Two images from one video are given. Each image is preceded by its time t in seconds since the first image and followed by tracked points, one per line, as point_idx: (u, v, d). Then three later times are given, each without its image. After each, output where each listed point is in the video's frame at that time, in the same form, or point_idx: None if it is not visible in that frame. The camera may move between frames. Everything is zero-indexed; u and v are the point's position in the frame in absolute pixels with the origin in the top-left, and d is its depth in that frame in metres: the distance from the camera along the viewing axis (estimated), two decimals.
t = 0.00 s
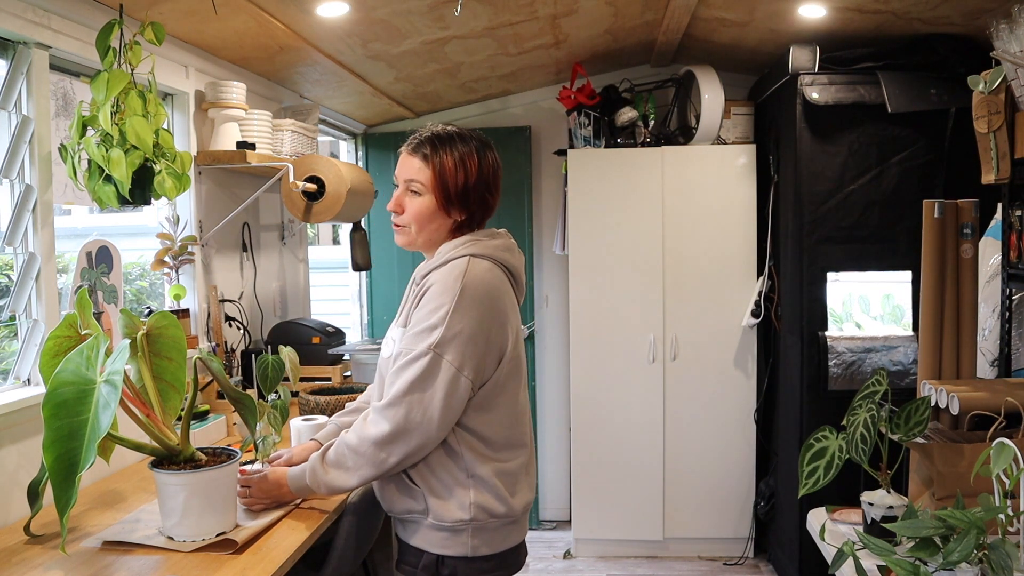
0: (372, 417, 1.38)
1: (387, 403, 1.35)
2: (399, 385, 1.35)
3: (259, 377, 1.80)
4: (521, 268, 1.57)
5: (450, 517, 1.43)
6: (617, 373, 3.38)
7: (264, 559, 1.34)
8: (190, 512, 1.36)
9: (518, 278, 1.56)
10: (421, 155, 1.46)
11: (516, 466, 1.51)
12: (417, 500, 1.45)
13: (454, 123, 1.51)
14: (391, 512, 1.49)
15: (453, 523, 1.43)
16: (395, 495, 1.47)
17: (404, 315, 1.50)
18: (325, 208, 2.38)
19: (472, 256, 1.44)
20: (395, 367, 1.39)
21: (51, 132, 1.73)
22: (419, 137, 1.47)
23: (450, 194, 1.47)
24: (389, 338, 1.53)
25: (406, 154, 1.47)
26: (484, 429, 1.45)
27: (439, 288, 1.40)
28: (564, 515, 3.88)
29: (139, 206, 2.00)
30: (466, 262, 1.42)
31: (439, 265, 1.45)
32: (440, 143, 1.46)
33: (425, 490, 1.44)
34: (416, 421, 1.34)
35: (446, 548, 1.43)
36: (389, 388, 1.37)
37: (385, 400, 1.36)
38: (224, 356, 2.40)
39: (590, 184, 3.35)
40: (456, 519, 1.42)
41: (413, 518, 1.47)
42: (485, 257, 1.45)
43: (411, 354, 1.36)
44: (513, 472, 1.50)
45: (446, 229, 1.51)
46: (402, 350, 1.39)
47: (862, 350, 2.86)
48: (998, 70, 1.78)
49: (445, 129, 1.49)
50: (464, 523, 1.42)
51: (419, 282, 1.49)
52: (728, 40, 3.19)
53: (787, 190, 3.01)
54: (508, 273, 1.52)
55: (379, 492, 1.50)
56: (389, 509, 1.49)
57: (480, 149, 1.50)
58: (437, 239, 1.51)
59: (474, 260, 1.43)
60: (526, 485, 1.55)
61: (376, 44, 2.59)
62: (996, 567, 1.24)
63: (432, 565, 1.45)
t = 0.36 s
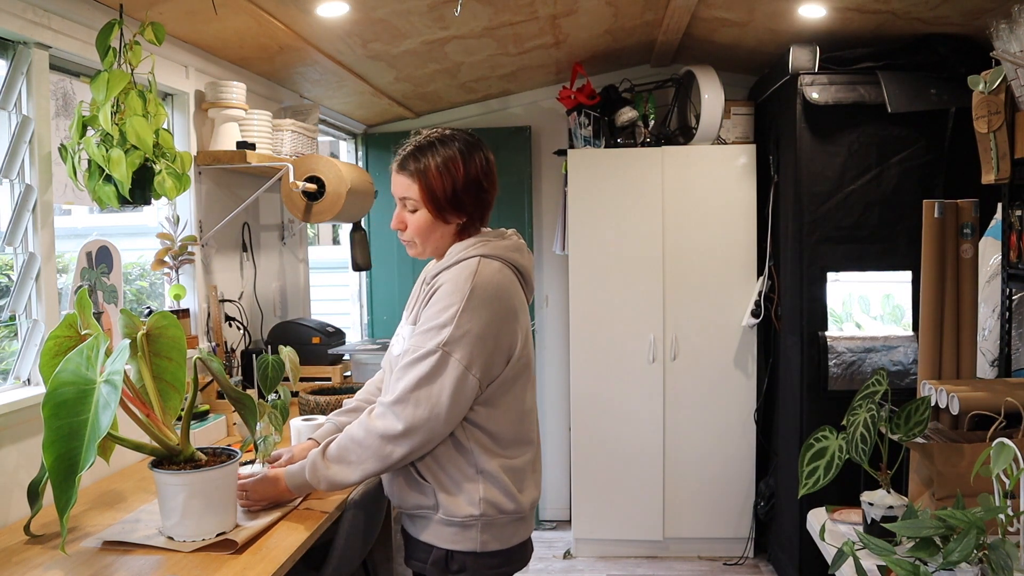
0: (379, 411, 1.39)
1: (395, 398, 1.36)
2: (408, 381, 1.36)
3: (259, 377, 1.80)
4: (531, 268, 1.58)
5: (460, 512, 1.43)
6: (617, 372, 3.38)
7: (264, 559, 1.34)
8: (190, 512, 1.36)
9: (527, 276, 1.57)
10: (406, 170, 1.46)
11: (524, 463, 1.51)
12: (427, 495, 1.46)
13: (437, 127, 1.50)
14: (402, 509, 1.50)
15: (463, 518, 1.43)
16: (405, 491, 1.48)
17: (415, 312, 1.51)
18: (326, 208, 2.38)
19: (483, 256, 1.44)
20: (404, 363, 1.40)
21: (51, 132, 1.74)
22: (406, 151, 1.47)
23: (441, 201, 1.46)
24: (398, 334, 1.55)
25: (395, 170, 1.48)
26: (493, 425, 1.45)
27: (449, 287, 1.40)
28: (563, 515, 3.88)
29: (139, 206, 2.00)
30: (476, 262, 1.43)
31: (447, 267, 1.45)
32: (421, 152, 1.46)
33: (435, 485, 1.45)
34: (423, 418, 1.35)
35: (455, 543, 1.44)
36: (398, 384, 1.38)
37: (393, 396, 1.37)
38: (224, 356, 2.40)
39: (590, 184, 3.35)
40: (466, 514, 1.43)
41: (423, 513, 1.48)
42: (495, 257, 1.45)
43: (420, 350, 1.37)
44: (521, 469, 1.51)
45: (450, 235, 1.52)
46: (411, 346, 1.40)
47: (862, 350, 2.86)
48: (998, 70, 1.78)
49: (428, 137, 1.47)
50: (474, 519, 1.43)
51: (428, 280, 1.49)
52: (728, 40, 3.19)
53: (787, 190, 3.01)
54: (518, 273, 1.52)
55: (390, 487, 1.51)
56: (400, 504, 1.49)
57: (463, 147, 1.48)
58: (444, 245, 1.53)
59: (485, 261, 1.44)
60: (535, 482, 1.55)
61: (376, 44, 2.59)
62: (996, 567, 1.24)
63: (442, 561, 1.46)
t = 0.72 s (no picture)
0: (389, 409, 1.38)
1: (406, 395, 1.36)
2: (420, 377, 1.36)
3: (259, 377, 1.80)
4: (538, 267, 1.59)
5: (465, 511, 1.44)
6: (617, 372, 3.38)
7: (264, 559, 1.34)
8: (190, 512, 1.36)
9: (535, 276, 1.57)
10: (400, 179, 1.47)
11: (528, 463, 1.51)
12: (431, 494, 1.46)
13: (427, 133, 1.50)
14: (405, 505, 1.50)
15: (468, 517, 1.44)
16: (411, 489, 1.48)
17: (422, 312, 1.50)
18: (326, 208, 2.38)
19: (490, 254, 1.45)
20: (415, 359, 1.40)
21: (51, 132, 1.73)
22: (399, 160, 1.48)
23: (438, 206, 1.47)
24: (404, 334, 1.55)
25: (391, 179, 1.50)
26: (498, 423, 1.46)
27: (459, 284, 1.41)
28: (563, 515, 3.88)
29: (139, 206, 2.00)
30: (485, 260, 1.43)
31: (454, 265, 1.46)
32: (412, 160, 1.46)
33: (440, 484, 1.45)
34: (435, 413, 1.35)
35: (460, 542, 1.44)
36: (409, 380, 1.38)
37: (404, 392, 1.37)
38: (224, 356, 2.40)
39: (590, 184, 3.35)
40: (471, 513, 1.44)
41: (428, 512, 1.48)
42: (503, 255, 1.46)
43: (432, 346, 1.37)
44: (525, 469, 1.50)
45: (453, 237, 1.53)
46: (421, 344, 1.40)
47: (862, 350, 2.86)
48: (998, 70, 1.78)
49: (418, 144, 1.48)
50: (478, 518, 1.43)
51: (436, 279, 1.49)
52: (727, 40, 3.19)
53: (787, 190, 3.01)
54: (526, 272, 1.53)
55: (397, 486, 1.51)
56: (404, 502, 1.49)
57: (453, 149, 1.47)
58: (448, 248, 1.54)
59: (493, 258, 1.45)
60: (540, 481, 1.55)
61: (376, 44, 2.59)
62: (996, 567, 1.24)
63: (446, 560, 1.46)
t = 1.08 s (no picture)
0: (407, 404, 1.38)
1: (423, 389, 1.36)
2: (437, 372, 1.35)
3: (259, 377, 1.80)
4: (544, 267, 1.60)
5: (464, 511, 1.44)
6: (617, 372, 3.38)
7: (264, 559, 1.34)
8: (190, 512, 1.36)
9: (541, 276, 1.58)
10: (407, 181, 1.48)
11: (528, 463, 1.51)
12: (431, 494, 1.45)
13: (434, 135, 1.50)
14: (403, 504, 1.49)
15: (467, 518, 1.44)
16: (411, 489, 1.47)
17: (432, 311, 1.50)
18: (326, 208, 2.38)
19: (502, 251, 1.46)
20: (430, 354, 1.39)
21: (51, 132, 1.73)
22: (406, 162, 1.49)
23: (445, 206, 1.47)
24: (411, 332, 1.54)
25: (398, 181, 1.50)
26: (498, 423, 1.46)
27: (473, 279, 1.41)
28: (563, 515, 3.88)
29: (139, 206, 2.00)
30: (497, 256, 1.44)
31: (464, 262, 1.46)
32: (419, 162, 1.46)
33: (440, 484, 1.44)
34: (455, 407, 1.35)
35: (459, 542, 1.44)
36: (425, 375, 1.38)
37: (422, 387, 1.36)
38: (224, 356, 2.40)
39: (590, 184, 3.35)
40: (470, 513, 1.44)
41: (426, 512, 1.47)
42: (515, 252, 1.48)
43: (450, 340, 1.37)
44: (525, 468, 1.50)
45: (461, 237, 1.53)
46: (436, 340, 1.40)
47: (862, 350, 2.86)
48: (998, 70, 1.78)
49: (425, 146, 1.48)
50: (478, 518, 1.43)
51: (448, 276, 1.49)
52: (727, 40, 3.19)
53: (787, 190, 3.01)
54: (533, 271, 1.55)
55: (394, 485, 1.51)
56: (403, 501, 1.49)
57: (459, 151, 1.47)
58: (456, 249, 1.54)
59: (504, 255, 1.46)
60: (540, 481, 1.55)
61: (376, 44, 2.59)
62: (996, 567, 1.24)
63: (444, 560, 1.46)
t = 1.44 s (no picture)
0: (405, 402, 1.38)
1: (422, 388, 1.36)
2: (437, 371, 1.35)
3: (259, 376, 1.80)
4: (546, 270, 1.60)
5: (463, 511, 1.44)
6: (617, 372, 3.38)
7: (264, 559, 1.34)
8: (190, 512, 1.36)
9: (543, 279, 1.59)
10: (406, 185, 1.48)
11: (528, 462, 1.52)
12: (430, 493, 1.45)
13: (431, 137, 1.50)
14: (402, 503, 1.50)
15: (466, 517, 1.44)
16: (409, 488, 1.48)
17: (433, 310, 1.50)
18: (326, 208, 2.38)
19: (505, 253, 1.46)
20: (430, 353, 1.39)
21: (51, 132, 1.73)
22: (404, 165, 1.49)
23: (443, 209, 1.47)
24: (411, 331, 1.54)
25: (397, 185, 1.50)
26: (498, 424, 1.46)
27: (476, 281, 1.41)
28: (563, 515, 3.88)
29: (139, 206, 2.00)
30: (500, 258, 1.44)
31: (467, 263, 1.46)
32: (417, 166, 1.47)
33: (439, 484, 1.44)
34: (453, 408, 1.35)
35: (458, 543, 1.44)
36: (425, 374, 1.38)
37: (421, 387, 1.36)
38: (224, 356, 2.40)
39: (590, 183, 3.35)
40: (469, 513, 1.44)
41: (425, 512, 1.48)
42: (517, 255, 1.48)
43: (450, 340, 1.37)
44: (525, 467, 1.51)
45: (461, 238, 1.53)
46: (437, 340, 1.40)
47: (862, 350, 2.86)
48: (998, 70, 1.78)
49: (422, 149, 1.48)
50: (476, 518, 1.43)
51: (450, 276, 1.49)
52: (727, 40, 3.19)
53: (787, 190, 3.01)
54: (535, 275, 1.55)
55: (394, 485, 1.51)
56: (402, 501, 1.49)
57: (455, 152, 1.47)
58: (457, 250, 1.54)
59: (507, 257, 1.46)
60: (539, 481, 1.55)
61: (376, 44, 2.59)
62: (996, 567, 1.24)
63: (444, 560, 1.46)
